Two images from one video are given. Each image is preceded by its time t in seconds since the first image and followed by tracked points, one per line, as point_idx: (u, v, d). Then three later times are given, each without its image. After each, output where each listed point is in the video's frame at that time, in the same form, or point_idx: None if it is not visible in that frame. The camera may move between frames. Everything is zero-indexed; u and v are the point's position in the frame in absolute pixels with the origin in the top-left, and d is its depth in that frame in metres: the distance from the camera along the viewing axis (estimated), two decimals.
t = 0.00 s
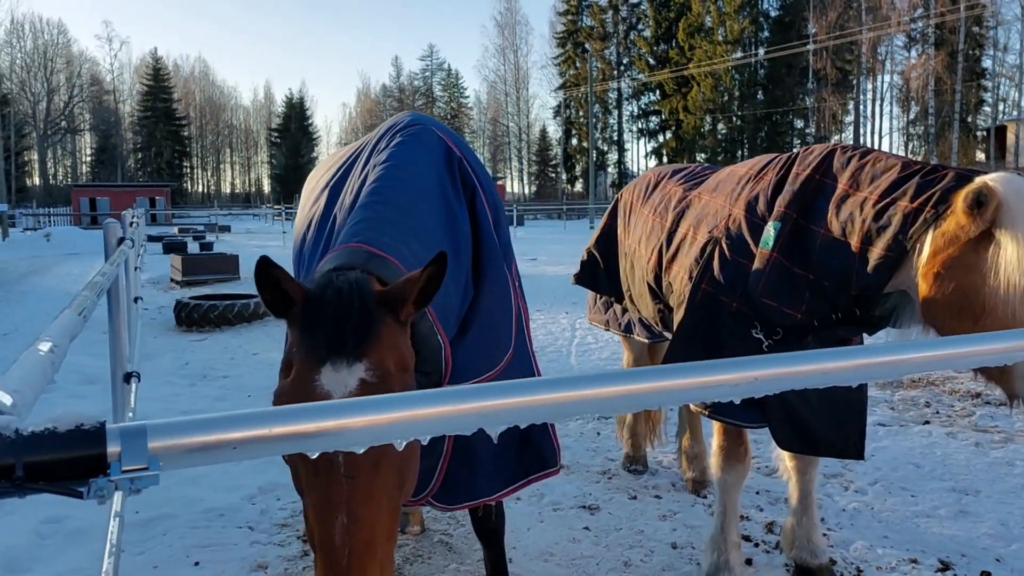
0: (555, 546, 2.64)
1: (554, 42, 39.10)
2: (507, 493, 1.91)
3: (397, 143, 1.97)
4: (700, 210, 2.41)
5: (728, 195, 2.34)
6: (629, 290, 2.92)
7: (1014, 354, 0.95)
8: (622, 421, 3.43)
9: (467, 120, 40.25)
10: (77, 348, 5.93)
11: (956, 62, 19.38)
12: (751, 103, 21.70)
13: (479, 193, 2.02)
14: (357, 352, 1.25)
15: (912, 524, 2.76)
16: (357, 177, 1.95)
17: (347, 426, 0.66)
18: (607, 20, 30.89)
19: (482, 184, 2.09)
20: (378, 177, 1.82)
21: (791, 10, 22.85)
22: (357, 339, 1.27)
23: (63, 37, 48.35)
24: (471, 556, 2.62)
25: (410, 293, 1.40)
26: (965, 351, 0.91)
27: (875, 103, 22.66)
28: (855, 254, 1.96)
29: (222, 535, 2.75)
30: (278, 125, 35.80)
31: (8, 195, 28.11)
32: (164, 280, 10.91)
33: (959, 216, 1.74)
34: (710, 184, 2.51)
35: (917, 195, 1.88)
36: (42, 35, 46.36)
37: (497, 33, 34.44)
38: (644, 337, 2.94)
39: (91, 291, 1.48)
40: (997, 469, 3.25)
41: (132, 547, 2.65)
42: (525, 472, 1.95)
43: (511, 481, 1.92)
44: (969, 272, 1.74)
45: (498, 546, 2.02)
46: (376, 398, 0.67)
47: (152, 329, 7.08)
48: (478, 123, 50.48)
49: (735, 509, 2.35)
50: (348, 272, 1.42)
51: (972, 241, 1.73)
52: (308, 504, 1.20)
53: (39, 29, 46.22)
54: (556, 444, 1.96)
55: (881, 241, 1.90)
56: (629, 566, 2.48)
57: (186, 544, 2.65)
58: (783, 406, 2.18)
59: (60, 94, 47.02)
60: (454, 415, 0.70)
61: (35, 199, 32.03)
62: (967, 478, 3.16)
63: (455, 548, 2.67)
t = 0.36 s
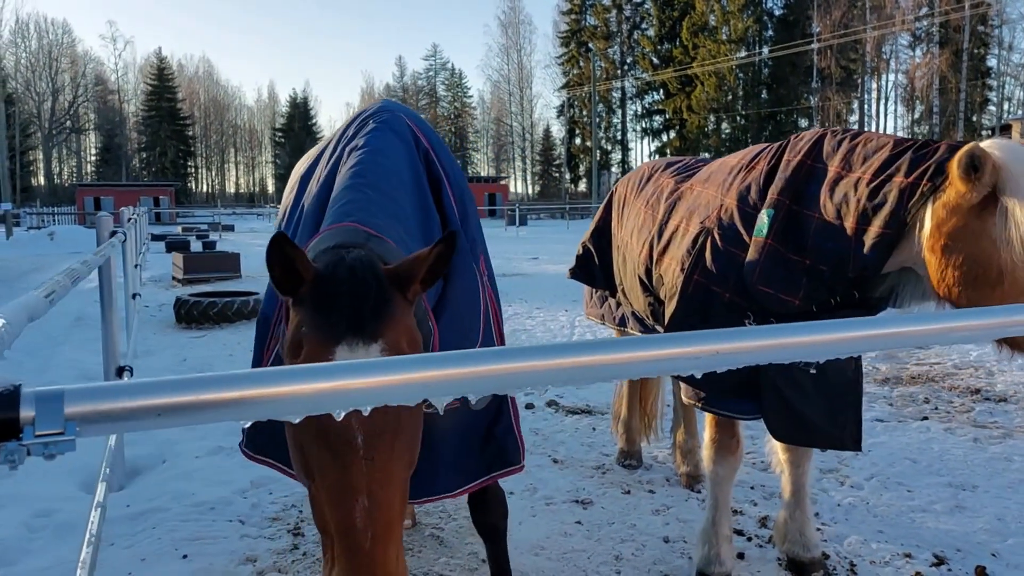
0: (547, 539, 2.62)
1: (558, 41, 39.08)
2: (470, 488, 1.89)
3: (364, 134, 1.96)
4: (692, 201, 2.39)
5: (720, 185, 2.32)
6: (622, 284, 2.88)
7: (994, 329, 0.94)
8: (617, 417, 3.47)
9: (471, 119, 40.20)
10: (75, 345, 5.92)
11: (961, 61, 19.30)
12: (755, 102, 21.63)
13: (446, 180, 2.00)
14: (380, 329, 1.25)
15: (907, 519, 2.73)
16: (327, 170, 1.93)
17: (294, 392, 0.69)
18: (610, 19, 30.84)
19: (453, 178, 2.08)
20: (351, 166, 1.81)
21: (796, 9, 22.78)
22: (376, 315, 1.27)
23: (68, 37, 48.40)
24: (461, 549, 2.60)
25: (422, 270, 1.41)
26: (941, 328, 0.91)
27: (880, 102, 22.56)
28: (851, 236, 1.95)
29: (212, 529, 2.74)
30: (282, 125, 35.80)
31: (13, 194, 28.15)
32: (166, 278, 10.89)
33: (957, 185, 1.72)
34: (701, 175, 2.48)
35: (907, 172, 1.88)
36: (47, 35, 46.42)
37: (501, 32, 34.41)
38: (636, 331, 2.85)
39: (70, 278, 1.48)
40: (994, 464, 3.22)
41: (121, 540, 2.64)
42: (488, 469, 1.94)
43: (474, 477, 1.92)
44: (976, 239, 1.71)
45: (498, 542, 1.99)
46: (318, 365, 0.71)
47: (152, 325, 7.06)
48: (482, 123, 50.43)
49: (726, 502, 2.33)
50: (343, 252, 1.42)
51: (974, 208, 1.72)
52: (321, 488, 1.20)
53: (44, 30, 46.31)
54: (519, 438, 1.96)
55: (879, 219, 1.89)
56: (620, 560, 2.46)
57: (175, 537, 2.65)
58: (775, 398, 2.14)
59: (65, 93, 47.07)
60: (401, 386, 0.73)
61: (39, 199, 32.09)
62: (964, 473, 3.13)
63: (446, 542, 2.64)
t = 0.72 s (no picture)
0: (539, 526, 2.60)
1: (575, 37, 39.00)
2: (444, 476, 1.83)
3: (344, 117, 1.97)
4: (684, 184, 2.36)
5: (712, 167, 2.30)
6: (618, 271, 2.86)
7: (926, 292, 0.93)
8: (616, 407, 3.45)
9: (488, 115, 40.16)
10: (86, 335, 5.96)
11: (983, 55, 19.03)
12: (774, 97, 21.44)
13: (427, 161, 2.01)
14: (410, 286, 1.28)
15: (907, 509, 2.69)
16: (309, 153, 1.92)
17: (192, 330, 0.70)
18: (628, 15, 30.67)
19: (436, 158, 2.09)
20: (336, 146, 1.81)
21: (815, 3, 22.56)
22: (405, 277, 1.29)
23: (89, 34, 48.83)
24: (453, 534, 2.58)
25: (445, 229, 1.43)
26: (874, 287, 0.91)
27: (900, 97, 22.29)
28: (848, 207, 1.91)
29: (206, 513, 2.74)
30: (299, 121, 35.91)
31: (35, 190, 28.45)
32: (182, 271, 10.96)
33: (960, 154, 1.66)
34: (696, 158, 2.46)
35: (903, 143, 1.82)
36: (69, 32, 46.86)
37: (519, 28, 34.33)
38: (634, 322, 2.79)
39: (45, 255, 1.48)
40: (1000, 456, 3.17)
41: (115, 523, 2.65)
42: (459, 457, 1.88)
43: (445, 465, 1.86)
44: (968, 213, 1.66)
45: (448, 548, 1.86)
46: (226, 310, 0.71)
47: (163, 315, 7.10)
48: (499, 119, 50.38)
49: (718, 490, 2.31)
50: (366, 220, 1.41)
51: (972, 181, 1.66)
52: (347, 461, 1.21)
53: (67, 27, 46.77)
54: (493, 426, 1.91)
55: (875, 190, 1.85)
56: (611, 546, 2.44)
57: (167, 520, 2.66)
58: (766, 383, 2.11)
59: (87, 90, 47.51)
60: (310, 331, 0.74)
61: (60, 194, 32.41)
62: (968, 464, 3.08)
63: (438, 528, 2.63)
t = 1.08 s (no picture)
0: (548, 514, 2.60)
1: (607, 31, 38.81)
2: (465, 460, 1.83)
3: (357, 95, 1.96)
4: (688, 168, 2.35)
5: (717, 151, 2.28)
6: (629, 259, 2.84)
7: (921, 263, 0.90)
8: (631, 396, 3.44)
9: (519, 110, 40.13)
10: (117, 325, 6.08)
11: None
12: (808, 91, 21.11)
13: (436, 137, 2.01)
14: (479, 246, 1.26)
15: (923, 502, 2.64)
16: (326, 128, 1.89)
17: (111, 287, 0.65)
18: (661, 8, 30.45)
19: (445, 137, 2.10)
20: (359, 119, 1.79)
21: None
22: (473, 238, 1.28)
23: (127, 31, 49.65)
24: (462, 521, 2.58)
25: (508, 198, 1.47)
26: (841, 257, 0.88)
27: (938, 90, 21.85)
28: (866, 173, 1.87)
29: (220, 496, 2.78)
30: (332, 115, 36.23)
31: (74, 183, 29.00)
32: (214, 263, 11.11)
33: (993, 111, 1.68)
34: (702, 143, 2.44)
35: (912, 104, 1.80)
36: (109, 29, 47.72)
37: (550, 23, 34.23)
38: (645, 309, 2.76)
39: (45, 237, 1.46)
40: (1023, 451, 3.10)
41: (131, 505, 2.69)
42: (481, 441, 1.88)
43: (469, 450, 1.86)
44: (997, 171, 1.70)
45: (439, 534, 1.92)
46: (143, 264, 0.66)
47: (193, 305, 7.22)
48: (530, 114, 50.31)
49: (725, 480, 2.31)
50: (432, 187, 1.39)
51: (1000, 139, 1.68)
52: (439, 429, 1.19)
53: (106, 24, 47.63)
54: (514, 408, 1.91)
55: (893, 154, 1.81)
56: (620, 535, 2.43)
57: (182, 502, 2.70)
58: (771, 368, 2.11)
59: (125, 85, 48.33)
60: (277, 288, 0.70)
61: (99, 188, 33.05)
62: (989, 459, 3.02)
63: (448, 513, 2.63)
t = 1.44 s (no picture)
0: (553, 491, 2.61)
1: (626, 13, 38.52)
2: (469, 439, 1.78)
3: (366, 47, 1.80)
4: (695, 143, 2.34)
5: (725, 126, 2.27)
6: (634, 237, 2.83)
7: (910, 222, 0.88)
8: (639, 376, 3.43)
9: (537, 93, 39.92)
10: (133, 303, 6.14)
11: None
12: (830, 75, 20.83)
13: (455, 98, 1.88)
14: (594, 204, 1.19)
15: (930, 483, 2.62)
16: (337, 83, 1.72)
17: (96, 232, 0.62)
18: None
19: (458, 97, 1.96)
20: (386, 71, 1.64)
21: None
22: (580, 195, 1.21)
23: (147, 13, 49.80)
24: (467, 496, 2.59)
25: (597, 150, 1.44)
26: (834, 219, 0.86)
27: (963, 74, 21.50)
28: (886, 141, 1.84)
29: (229, 469, 2.81)
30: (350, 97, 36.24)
31: (94, 164, 29.22)
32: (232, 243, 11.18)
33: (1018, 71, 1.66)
34: (710, 119, 2.43)
35: (927, 69, 1.78)
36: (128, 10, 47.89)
37: (569, 5, 33.96)
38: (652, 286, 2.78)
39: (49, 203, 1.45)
40: None
41: (142, 477, 2.73)
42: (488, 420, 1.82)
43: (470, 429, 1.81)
44: (1023, 133, 1.68)
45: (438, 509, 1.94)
46: (145, 212, 0.63)
47: (208, 283, 7.27)
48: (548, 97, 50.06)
49: (729, 456, 2.33)
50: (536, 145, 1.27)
51: None
52: (554, 386, 1.16)
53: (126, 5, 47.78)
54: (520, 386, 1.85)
55: (912, 121, 1.79)
56: (624, 512, 2.43)
57: (191, 475, 2.73)
58: (779, 342, 2.11)
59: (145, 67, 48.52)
60: (258, 238, 0.68)
61: (120, 169, 33.31)
62: (1000, 442, 2.99)
63: (453, 489, 2.64)
